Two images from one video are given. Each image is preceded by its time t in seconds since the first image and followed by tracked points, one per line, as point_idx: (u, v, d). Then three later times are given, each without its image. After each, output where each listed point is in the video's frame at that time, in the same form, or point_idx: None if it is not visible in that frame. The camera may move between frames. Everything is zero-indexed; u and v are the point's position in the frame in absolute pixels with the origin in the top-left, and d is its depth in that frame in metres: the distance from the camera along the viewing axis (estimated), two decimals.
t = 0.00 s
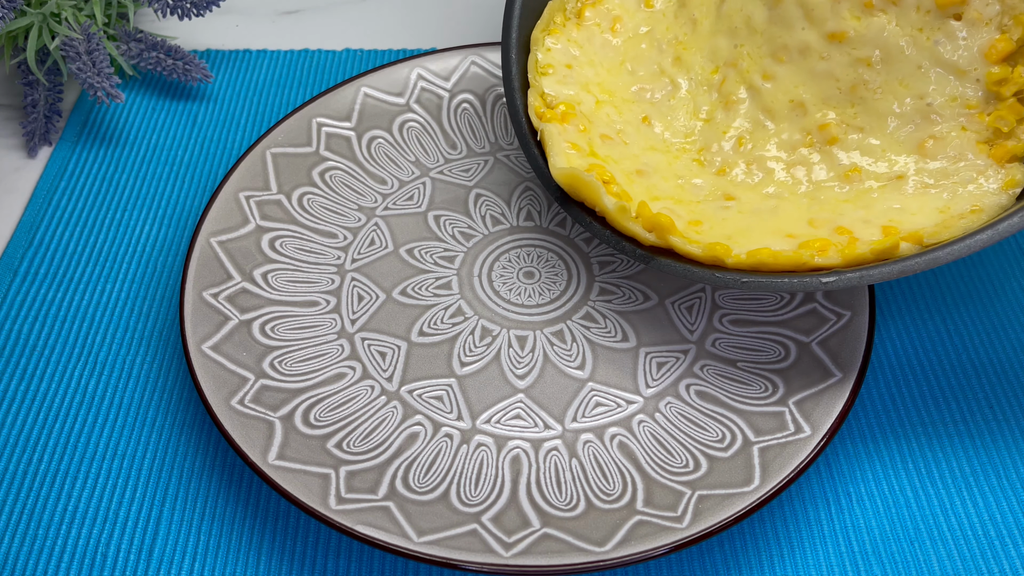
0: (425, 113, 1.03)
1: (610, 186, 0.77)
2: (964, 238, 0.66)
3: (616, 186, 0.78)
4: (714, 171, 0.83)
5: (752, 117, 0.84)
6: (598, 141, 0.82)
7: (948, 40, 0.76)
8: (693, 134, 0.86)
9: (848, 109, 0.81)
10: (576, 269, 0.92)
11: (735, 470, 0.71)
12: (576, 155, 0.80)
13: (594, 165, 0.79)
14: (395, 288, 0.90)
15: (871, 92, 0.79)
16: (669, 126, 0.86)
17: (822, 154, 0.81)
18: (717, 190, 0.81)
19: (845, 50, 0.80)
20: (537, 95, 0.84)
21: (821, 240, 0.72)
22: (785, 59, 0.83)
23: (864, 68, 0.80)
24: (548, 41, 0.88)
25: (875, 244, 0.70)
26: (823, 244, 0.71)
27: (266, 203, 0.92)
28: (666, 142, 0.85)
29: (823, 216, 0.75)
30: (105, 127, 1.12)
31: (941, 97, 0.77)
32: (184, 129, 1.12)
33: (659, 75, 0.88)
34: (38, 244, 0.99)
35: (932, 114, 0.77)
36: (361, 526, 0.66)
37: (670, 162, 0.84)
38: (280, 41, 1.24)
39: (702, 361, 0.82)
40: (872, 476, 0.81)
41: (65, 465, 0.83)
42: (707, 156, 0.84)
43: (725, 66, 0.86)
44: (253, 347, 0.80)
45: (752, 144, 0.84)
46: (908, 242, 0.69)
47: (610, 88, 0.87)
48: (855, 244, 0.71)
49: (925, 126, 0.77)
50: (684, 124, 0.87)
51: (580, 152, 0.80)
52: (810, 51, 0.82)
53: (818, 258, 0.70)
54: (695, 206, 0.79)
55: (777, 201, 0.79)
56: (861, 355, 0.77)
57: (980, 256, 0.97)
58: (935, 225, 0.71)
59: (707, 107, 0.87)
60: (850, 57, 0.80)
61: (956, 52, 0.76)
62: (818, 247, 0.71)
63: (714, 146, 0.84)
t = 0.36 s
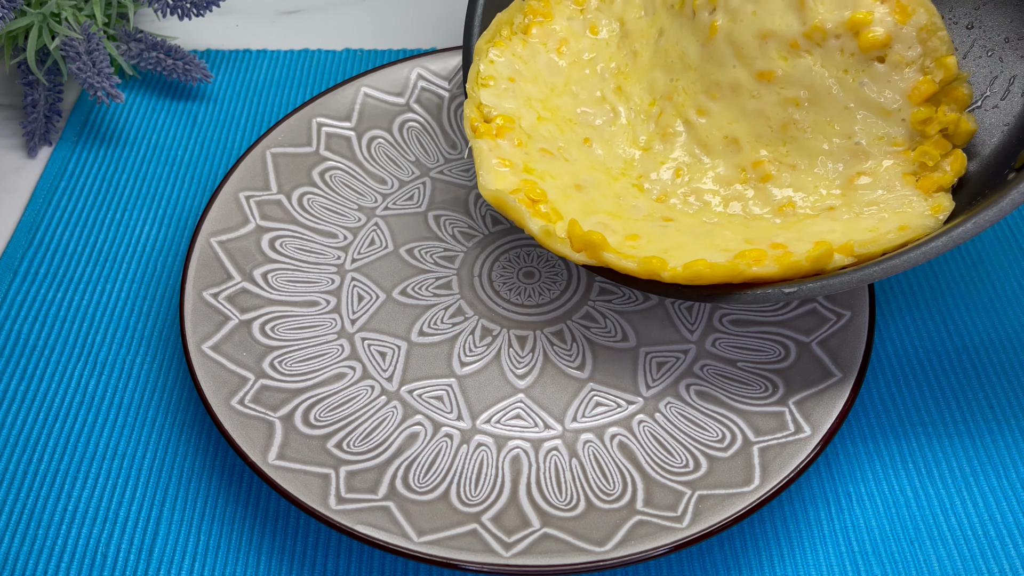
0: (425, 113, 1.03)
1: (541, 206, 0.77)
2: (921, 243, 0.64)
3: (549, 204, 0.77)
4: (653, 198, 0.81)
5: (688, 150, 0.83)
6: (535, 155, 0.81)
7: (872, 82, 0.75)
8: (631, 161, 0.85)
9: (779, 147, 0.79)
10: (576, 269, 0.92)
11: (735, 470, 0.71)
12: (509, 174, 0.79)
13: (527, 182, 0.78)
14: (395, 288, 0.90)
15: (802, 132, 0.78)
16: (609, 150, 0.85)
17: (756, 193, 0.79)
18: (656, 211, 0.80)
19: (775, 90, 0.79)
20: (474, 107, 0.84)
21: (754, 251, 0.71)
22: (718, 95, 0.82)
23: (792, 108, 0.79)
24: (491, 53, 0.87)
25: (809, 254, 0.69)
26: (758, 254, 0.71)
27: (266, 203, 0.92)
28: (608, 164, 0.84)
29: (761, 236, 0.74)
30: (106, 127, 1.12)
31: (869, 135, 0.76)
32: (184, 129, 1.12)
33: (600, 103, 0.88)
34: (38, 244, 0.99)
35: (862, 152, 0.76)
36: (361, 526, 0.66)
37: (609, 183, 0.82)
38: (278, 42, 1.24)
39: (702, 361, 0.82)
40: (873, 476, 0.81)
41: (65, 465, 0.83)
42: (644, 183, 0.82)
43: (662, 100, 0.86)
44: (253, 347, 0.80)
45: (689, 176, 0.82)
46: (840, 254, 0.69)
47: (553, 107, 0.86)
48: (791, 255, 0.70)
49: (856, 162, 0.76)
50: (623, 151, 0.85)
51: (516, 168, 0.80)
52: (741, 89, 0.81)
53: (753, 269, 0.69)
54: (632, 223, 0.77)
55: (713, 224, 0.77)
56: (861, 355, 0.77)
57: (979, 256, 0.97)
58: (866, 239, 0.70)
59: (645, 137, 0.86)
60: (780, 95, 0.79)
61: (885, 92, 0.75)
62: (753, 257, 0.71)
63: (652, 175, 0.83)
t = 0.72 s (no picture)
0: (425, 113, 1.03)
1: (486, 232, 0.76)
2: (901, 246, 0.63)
3: (494, 230, 0.76)
4: (610, 217, 0.81)
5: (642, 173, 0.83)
6: (485, 172, 0.80)
7: (821, 111, 0.74)
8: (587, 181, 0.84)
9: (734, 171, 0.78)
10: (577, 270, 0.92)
11: (735, 470, 0.71)
12: (453, 200, 0.78)
13: (472, 207, 0.77)
14: (395, 288, 0.90)
15: (754, 160, 0.77)
16: (567, 168, 0.85)
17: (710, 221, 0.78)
18: (613, 227, 0.79)
19: (727, 117, 0.78)
20: (423, 125, 0.83)
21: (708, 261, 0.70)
22: (672, 121, 0.81)
23: (745, 136, 0.78)
24: (448, 63, 0.85)
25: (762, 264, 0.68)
26: (711, 265, 0.70)
27: (266, 203, 0.92)
28: (564, 182, 0.84)
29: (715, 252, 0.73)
30: (106, 127, 1.12)
31: (820, 163, 0.75)
32: (184, 129, 1.12)
33: (558, 120, 0.87)
34: (38, 244, 0.99)
35: (814, 180, 0.74)
36: (361, 526, 0.66)
37: (566, 200, 0.81)
38: (277, 43, 1.24)
39: (702, 361, 0.82)
40: (873, 476, 0.81)
41: (65, 465, 0.83)
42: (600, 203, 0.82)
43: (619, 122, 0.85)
44: (253, 347, 0.80)
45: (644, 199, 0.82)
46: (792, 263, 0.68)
47: (511, 121, 0.85)
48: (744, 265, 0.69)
49: (807, 190, 0.74)
50: (580, 169, 0.85)
51: (462, 191, 0.79)
52: (694, 115, 0.80)
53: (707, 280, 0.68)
54: (587, 237, 0.77)
55: (667, 241, 0.77)
56: (861, 355, 0.77)
57: (979, 256, 0.97)
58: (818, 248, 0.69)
59: (601, 157, 0.85)
60: (732, 122, 0.78)
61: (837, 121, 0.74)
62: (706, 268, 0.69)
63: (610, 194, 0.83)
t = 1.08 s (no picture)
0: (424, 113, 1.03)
1: (457, 272, 0.76)
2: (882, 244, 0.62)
3: (466, 268, 0.76)
4: (585, 233, 0.81)
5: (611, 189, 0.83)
6: (452, 205, 0.80)
7: (782, 118, 0.73)
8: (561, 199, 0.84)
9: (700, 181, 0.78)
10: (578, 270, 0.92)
11: (735, 470, 0.71)
12: (422, 242, 0.77)
13: (441, 246, 0.77)
14: (395, 288, 0.90)
15: (719, 170, 0.76)
16: (536, 185, 0.85)
17: (681, 231, 0.78)
18: (587, 244, 0.80)
19: (688, 128, 0.77)
20: (385, 164, 0.82)
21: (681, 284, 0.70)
22: (634, 133, 0.81)
23: (708, 147, 0.77)
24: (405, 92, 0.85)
25: (734, 281, 0.68)
26: (684, 287, 0.69)
27: (266, 203, 0.92)
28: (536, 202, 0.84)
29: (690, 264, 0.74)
30: (106, 127, 1.12)
31: (786, 171, 0.74)
32: (184, 129, 1.12)
33: (524, 135, 0.87)
34: (38, 244, 0.99)
35: (782, 186, 0.74)
36: (361, 526, 0.66)
37: (538, 218, 0.82)
38: (280, 41, 1.24)
39: (702, 361, 0.82)
40: (872, 476, 0.81)
41: (65, 465, 0.83)
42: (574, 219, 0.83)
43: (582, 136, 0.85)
44: (252, 347, 0.80)
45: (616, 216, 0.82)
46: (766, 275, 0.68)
47: (475, 143, 0.85)
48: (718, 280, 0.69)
49: (775, 196, 0.74)
50: (550, 186, 0.85)
51: (430, 230, 0.78)
52: (655, 127, 0.79)
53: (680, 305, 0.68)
54: (560, 260, 0.78)
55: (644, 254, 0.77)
56: (861, 355, 0.77)
57: (978, 255, 0.97)
58: (790, 256, 0.69)
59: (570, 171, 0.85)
60: (693, 134, 0.77)
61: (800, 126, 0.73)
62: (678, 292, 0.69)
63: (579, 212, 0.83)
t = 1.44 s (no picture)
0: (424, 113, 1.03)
1: (428, 321, 0.77)
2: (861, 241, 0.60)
3: (437, 315, 0.77)
4: (553, 251, 0.82)
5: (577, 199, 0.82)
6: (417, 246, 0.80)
7: (732, 120, 0.72)
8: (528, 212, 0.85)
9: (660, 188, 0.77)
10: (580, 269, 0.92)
11: (735, 470, 0.71)
12: (392, 292, 0.78)
13: (409, 295, 0.77)
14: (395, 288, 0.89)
15: (677, 174, 0.75)
16: (499, 207, 0.85)
17: (647, 237, 0.78)
18: (555, 264, 0.81)
19: (641, 138, 0.76)
20: (342, 215, 0.82)
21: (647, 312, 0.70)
22: (589, 144, 0.80)
23: (663, 154, 0.76)
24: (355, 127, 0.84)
25: (700, 303, 0.68)
26: (651, 316, 0.69)
27: (266, 203, 0.92)
28: (501, 224, 0.84)
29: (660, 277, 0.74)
30: (106, 126, 1.12)
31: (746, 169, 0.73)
32: (184, 129, 1.12)
33: (480, 154, 0.87)
34: (38, 244, 0.99)
35: (743, 186, 0.73)
36: (361, 526, 0.66)
37: (504, 242, 0.82)
38: (279, 41, 1.24)
39: (703, 361, 0.82)
40: (872, 476, 0.81)
41: (65, 465, 0.83)
42: (542, 236, 0.83)
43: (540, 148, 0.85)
44: (252, 347, 0.80)
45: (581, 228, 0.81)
46: (734, 288, 0.68)
47: (431, 174, 0.85)
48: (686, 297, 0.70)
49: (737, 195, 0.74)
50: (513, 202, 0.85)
51: (395, 280, 0.79)
52: (609, 138, 0.78)
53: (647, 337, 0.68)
54: (530, 289, 0.79)
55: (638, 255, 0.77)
56: (862, 355, 0.77)
57: (978, 256, 0.97)
58: (755, 261, 0.69)
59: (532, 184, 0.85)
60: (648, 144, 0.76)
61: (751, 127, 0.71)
62: (646, 321, 0.69)
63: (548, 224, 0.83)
